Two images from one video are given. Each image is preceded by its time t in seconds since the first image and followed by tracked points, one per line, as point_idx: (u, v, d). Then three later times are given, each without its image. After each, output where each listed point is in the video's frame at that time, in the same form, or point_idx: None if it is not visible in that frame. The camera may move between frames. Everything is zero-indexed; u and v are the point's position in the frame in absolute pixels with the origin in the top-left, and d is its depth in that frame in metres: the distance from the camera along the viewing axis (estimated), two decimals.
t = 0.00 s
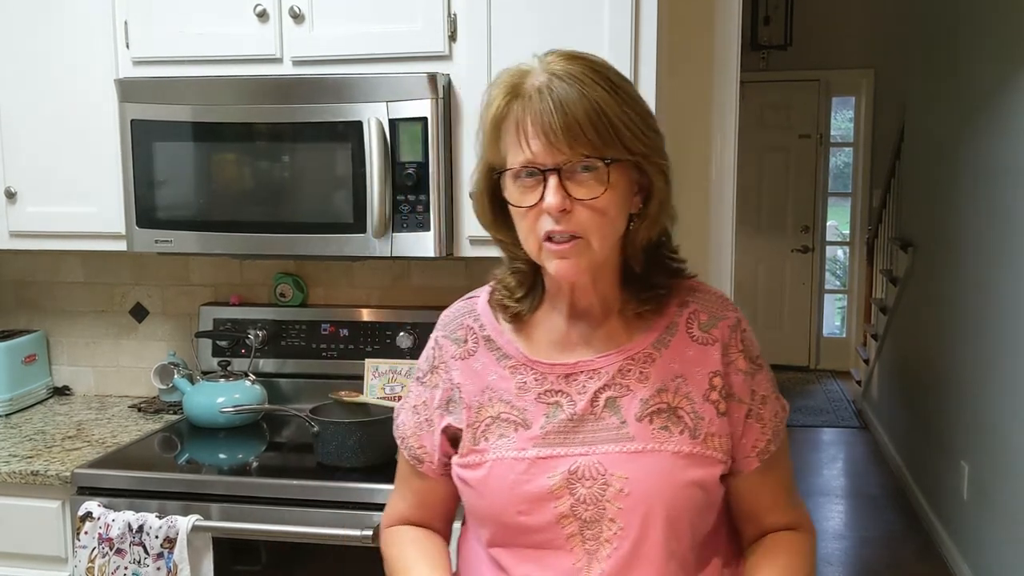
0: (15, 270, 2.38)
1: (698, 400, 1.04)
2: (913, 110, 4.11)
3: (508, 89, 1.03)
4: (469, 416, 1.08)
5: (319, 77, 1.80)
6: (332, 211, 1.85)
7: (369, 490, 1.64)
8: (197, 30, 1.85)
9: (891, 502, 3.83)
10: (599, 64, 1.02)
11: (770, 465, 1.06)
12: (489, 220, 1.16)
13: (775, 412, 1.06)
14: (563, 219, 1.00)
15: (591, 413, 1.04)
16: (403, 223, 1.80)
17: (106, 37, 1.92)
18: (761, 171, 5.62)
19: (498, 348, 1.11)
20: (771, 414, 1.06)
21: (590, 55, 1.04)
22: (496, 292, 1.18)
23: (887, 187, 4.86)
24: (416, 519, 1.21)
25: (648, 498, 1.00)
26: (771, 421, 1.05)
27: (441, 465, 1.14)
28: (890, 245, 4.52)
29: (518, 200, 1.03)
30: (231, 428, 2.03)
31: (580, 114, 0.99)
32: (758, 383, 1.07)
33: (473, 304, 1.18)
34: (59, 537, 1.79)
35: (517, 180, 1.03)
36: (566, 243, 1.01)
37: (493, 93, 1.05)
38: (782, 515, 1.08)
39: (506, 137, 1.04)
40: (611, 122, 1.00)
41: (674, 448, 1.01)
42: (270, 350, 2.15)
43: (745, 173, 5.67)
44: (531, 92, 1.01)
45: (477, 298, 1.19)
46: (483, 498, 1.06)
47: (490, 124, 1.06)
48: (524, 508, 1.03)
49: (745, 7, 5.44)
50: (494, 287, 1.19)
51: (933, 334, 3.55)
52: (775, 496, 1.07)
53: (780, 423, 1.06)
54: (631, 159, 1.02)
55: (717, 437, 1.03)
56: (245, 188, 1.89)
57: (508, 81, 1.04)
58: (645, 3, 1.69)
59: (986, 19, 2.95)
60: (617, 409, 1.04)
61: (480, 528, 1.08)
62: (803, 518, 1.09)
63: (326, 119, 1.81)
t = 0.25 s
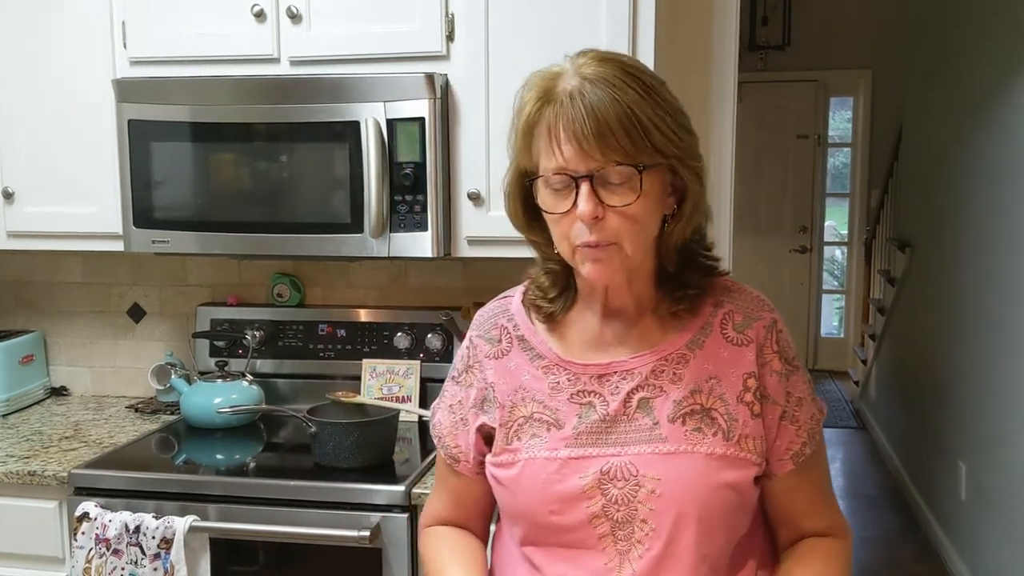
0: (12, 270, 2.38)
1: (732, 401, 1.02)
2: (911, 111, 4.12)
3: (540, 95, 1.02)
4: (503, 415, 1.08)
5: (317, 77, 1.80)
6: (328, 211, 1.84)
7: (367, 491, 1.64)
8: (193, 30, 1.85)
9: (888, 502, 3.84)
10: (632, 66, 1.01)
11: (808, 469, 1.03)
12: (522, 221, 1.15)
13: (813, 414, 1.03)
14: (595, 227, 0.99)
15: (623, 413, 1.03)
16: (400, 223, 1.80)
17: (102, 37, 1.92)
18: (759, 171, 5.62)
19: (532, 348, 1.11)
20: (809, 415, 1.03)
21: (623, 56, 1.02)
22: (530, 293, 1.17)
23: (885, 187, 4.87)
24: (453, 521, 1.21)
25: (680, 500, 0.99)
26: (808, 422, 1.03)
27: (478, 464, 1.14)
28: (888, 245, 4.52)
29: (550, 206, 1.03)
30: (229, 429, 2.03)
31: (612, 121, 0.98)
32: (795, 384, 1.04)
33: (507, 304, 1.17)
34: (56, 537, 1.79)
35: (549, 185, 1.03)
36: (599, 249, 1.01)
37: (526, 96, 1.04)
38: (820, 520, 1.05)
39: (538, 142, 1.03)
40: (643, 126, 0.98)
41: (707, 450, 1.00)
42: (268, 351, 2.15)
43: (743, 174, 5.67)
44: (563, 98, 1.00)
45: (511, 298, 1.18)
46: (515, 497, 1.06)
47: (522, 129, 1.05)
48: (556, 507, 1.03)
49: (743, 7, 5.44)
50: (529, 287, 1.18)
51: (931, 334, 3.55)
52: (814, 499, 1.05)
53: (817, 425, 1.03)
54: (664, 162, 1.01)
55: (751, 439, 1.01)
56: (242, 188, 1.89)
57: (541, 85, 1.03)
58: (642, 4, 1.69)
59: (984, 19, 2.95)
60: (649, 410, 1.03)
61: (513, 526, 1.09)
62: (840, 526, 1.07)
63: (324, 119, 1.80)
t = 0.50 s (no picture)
0: (10, 270, 2.38)
1: (739, 410, 1.01)
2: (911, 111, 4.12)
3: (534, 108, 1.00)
4: (511, 415, 1.09)
5: (316, 77, 1.80)
6: (327, 211, 1.84)
7: (365, 491, 1.63)
8: (192, 30, 1.85)
9: (887, 502, 3.84)
10: (630, 80, 0.96)
11: (820, 480, 1.01)
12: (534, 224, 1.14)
13: (826, 425, 1.01)
14: (581, 247, 0.98)
15: (628, 418, 1.03)
16: (398, 223, 1.80)
17: (100, 37, 1.92)
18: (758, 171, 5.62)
19: (544, 349, 1.11)
20: (822, 427, 1.01)
21: (624, 67, 0.97)
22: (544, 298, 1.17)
23: (884, 187, 4.86)
24: (472, 523, 1.21)
25: (680, 507, 0.99)
26: (821, 434, 1.00)
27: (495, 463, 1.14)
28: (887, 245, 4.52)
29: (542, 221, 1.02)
30: (227, 429, 2.02)
31: (597, 143, 0.95)
32: (808, 394, 1.02)
33: (521, 305, 1.18)
34: (54, 538, 1.79)
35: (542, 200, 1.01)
36: (587, 268, 0.99)
37: (524, 108, 1.02)
38: (833, 532, 1.04)
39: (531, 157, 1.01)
40: (631, 148, 0.95)
41: (710, 458, 0.99)
42: (266, 351, 2.15)
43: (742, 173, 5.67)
44: (554, 114, 0.97)
45: (526, 299, 1.19)
46: (520, 497, 1.07)
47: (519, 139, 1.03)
48: (558, 509, 1.04)
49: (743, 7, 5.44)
50: (544, 290, 1.18)
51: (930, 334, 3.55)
52: (826, 511, 1.03)
53: (832, 437, 1.01)
54: (656, 182, 0.97)
55: (757, 449, 1.00)
56: (240, 188, 1.89)
57: (538, 97, 1.00)
58: (640, 4, 1.69)
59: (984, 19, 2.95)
60: (654, 415, 1.02)
61: (520, 525, 1.10)
62: (856, 537, 1.05)
63: (322, 119, 1.80)
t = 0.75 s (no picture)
0: (10, 270, 2.37)
1: (725, 416, 1.00)
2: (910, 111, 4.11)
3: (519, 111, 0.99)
4: (500, 419, 1.10)
5: (315, 76, 1.80)
6: (326, 210, 1.84)
7: (365, 491, 1.63)
8: (191, 29, 1.85)
9: (887, 502, 3.83)
10: (613, 85, 0.95)
11: (814, 483, 1.00)
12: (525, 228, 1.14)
13: (818, 429, 0.99)
14: (561, 254, 0.97)
15: (615, 424, 1.03)
16: (398, 222, 1.79)
17: (100, 36, 1.92)
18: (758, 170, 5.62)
19: (534, 353, 1.10)
20: (813, 432, 0.99)
21: (610, 72, 0.96)
22: (536, 302, 1.16)
23: (884, 186, 4.86)
24: (469, 528, 1.21)
25: (665, 515, 0.98)
26: (812, 439, 0.99)
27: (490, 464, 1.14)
28: (887, 245, 4.52)
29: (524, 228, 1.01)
30: (226, 429, 2.02)
31: (574, 151, 0.94)
32: (799, 398, 1.00)
33: (514, 305, 1.18)
34: (53, 537, 1.79)
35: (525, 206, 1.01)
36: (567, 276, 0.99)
37: (509, 111, 1.01)
38: (831, 536, 1.02)
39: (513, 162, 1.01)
40: (611, 155, 0.94)
41: (696, 466, 0.99)
42: (266, 350, 2.15)
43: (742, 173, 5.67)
44: (535, 119, 0.97)
45: (519, 299, 1.19)
46: (509, 501, 1.07)
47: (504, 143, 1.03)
48: (545, 515, 1.04)
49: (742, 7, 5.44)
50: (536, 294, 1.17)
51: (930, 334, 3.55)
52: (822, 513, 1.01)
53: (826, 441, 0.99)
54: (635, 191, 0.96)
55: (744, 455, 0.99)
56: (240, 187, 1.88)
57: (523, 101, 1.00)
58: (640, 3, 1.69)
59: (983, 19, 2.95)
60: (641, 422, 1.02)
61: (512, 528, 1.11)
62: (855, 540, 1.02)
63: (321, 118, 1.80)
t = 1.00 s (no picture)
0: (9, 269, 2.37)
1: (708, 412, 1.00)
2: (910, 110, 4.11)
3: (501, 110, 0.99)
4: (484, 421, 1.09)
5: (314, 75, 1.80)
6: (325, 209, 1.84)
7: (364, 490, 1.63)
8: (190, 28, 1.85)
9: (887, 502, 3.83)
10: (594, 83, 0.95)
11: (801, 477, 0.99)
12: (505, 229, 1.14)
13: (804, 423, 0.99)
14: (549, 254, 0.97)
15: (598, 423, 1.02)
16: (397, 221, 1.79)
17: (99, 35, 1.92)
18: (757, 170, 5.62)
19: (516, 354, 1.10)
20: (799, 425, 0.99)
21: (590, 69, 0.96)
22: (518, 301, 1.16)
23: (884, 186, 4.86)
24: (454, 527, 1.21)
25: (649, 514, 0.98)
26: (798, 433, 0.98)
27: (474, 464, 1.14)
28: (887, 244, 4.52)
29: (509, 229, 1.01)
30: (225, 428, 2.02)
31: (560, 149, 0.94)
32: (784, 393, 0.99)
33: (498, 306, 1.18)
34: (52, 537, 1.79)
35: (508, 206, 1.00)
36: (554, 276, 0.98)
37: (490, 113, 1.01)
38: (822, 529, 1.01)
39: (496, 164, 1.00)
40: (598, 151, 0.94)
41: (679, 464, 0.99)
42: (265, 350, 2.15)
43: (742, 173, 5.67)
44: (518, 119, 0.96)
45: (502, 300, 1.19)
46: (494, 503, 1.07)
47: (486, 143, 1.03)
48: (530, 516, 1.04)
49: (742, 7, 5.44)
50: (518, 294, 1.17)
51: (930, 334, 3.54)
52: (812, 508, 1.01)
53: (812, 434, 0.99)
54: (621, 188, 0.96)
55: (727, 452, 0.99)
56: (239, 187, 1.88)
57: (503, 101, 0.99)
58: (640, 2, 1.68)
59: (983, 18, 2.94)
60: (624, 420, 1.02)
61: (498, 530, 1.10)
62: (846, 530, 1.02)
63: (320, 118, 1.80)
